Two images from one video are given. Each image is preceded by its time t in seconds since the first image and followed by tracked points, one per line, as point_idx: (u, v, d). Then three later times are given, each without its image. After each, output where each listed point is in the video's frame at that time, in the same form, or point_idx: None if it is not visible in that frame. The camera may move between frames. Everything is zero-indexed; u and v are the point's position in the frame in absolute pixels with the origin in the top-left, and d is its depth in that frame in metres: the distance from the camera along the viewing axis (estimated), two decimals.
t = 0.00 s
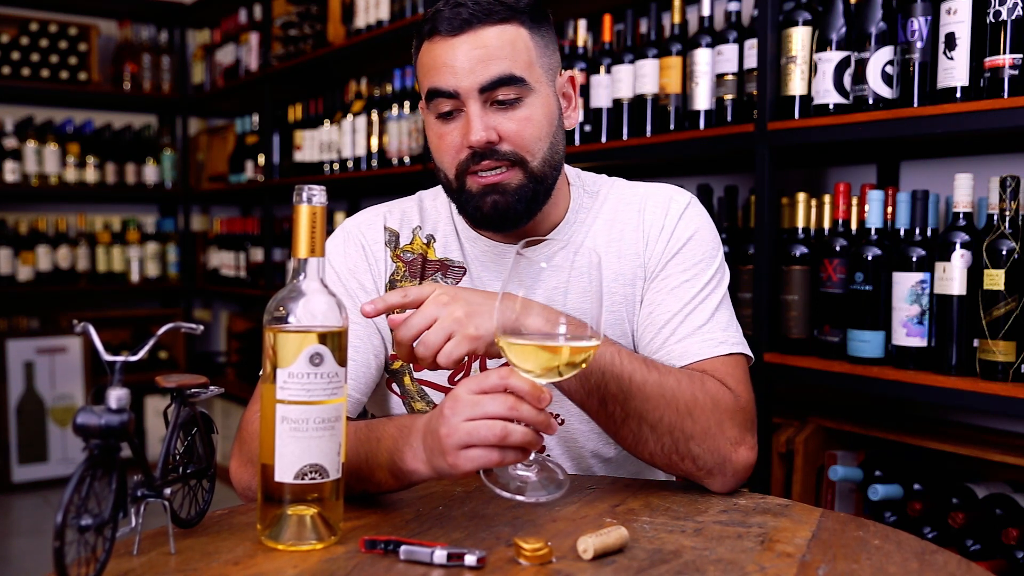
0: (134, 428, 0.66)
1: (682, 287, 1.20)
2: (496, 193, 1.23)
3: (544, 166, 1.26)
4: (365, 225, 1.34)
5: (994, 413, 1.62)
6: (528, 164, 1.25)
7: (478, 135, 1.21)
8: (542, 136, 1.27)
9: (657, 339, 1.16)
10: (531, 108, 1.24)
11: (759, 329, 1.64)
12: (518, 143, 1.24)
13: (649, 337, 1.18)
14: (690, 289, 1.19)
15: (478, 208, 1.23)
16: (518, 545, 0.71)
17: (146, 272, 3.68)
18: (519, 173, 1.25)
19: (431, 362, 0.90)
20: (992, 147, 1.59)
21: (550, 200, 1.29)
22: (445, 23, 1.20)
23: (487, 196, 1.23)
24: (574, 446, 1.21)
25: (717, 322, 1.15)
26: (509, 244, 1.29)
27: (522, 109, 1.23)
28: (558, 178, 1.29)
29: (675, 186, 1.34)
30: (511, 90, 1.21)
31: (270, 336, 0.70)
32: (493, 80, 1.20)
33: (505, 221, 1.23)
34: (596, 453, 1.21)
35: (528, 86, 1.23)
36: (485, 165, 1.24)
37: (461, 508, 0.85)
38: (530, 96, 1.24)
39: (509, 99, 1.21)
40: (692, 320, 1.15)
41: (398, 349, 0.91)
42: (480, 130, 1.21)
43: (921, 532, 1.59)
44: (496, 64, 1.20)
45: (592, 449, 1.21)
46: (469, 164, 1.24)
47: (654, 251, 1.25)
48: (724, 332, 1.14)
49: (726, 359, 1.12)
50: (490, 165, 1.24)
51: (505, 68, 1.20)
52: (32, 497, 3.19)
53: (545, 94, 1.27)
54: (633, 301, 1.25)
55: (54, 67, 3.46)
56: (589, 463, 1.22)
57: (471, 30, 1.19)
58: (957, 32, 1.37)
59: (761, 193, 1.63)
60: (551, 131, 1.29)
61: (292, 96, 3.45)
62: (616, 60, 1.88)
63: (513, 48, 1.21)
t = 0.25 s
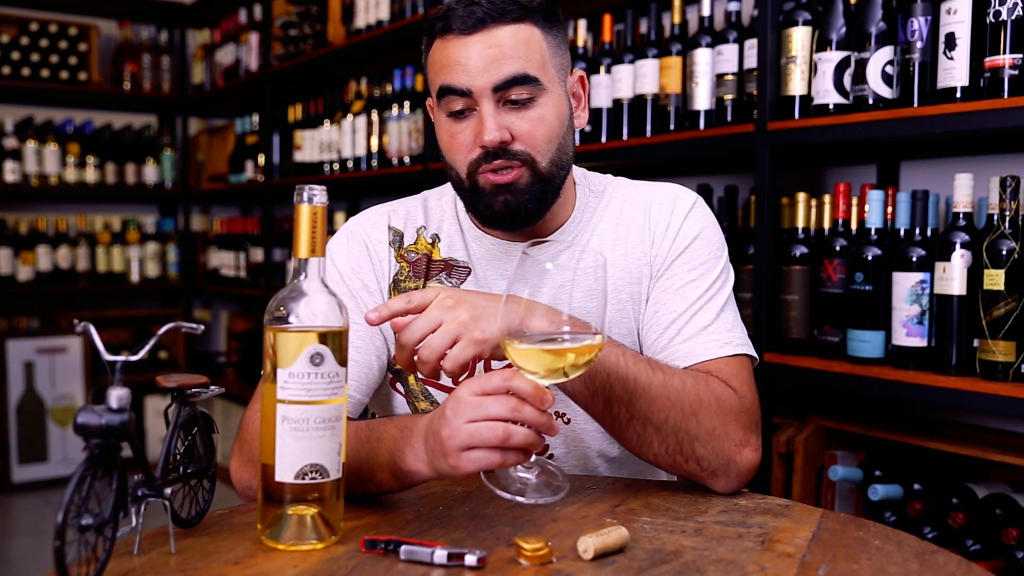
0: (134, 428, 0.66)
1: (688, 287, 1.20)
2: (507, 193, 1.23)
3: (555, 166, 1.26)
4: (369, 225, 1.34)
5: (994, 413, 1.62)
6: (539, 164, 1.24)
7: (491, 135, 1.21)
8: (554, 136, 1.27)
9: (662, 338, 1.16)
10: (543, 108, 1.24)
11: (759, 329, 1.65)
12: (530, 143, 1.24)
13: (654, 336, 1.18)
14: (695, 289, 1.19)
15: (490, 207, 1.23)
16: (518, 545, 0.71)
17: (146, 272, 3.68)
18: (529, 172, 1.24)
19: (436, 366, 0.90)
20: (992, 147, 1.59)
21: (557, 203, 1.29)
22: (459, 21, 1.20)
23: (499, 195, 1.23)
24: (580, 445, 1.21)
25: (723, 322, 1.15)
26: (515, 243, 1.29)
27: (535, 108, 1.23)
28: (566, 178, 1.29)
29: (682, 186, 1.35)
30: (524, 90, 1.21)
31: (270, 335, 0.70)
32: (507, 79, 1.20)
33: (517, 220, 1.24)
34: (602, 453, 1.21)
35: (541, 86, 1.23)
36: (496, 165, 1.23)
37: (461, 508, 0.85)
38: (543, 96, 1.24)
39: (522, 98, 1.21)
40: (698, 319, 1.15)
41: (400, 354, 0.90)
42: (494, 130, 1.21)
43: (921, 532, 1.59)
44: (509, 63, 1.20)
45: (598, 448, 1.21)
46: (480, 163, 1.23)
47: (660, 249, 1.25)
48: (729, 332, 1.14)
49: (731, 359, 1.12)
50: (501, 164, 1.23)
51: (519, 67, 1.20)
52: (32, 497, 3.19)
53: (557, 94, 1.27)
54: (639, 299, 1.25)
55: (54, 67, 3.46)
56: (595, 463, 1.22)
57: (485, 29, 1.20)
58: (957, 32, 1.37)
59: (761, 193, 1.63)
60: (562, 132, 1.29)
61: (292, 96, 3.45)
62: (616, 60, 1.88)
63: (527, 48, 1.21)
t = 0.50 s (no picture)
0: (134, 428, 0.66)
1: (688, 288, 1.20)
2: (510, 193, 1.23)
3: (556, 165, 1.26)
4: (370, 226, 1.34)
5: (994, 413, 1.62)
6: (541, 163, 1.24)
7: (493, 136, 1.21)
8: (555, 135, 1.26)
9: (664, 339, 1.16)
10: (545, 108, 1.24)
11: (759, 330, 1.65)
12: (532, 143, 1.24)
13: (655, 338, 1.18)
14: (696, 290, 1.19)
15: (493, 208, 1.23)
16: (518, 545, 0.71)
17: (146, 272, 3.68)
18: (531, 173, 1.24)
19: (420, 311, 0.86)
20: (992, 147, 1.59)
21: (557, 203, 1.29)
22: (458, 22, 1.20)
23: (501, 195, 1.23)
24: (578, 447, 1.21)
25: (724, 323, 1.15)
26: (515, 243, 1.29)
27: (536, 108, 1.23)
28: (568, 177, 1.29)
29: (682, 187, 1.34)
30: (525, 90, 1.21)
31: (270, 336, 0.70)
32: (508, 79, 1.20)
33: (521, 221, 1.24)
34: (601, 454, 1.21)
35: (541, 86, 1.23)
36: (499, 166, 1.24)
37: (461, 508, 0.85)
38: (543, 96, 1.23)
39: (523, 99, 1.21)
40: (699, 320, 1.15)
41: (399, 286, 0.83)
42: (496, 131, 1.21)
43: (921, 532, 1.59)
44: (510, 63, 1.19)
45: (597, 450, 1.21)
46: (482, 164, 1.23)
47: (660, 251, 1.25)
48: (731, 332, 1.14)
49: (732, 360, 1.12)
50: (504, 165, 1.24)
51: (520, 68, 1.20)
52: (33, 497, 3.19)
53: (558, 93, 1.27)
54: (639, 301, 1.25)
55: (54, 67, 3.46)
56: (594, 465, 1.22)
57: (484, 30, 1.19)
58: (957, 32, 1.37)
59: (761, 193, 1.63)
60: (563, 131, 1.29)
61: (292, 96, 3.45)
62: (616, 60, 1.88)
63: (527, 48, 1.21)
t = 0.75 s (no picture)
0: (134, 428, 0.66)
1: (688, 288, 1.20)
2: (511, 187, 1.22)
3: (556, 160, 1.25)
4: (369, 226, 1.34)
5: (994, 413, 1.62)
6: (541, 158, 1.24)
7: (494, 129, 1.21)
8: (555, 130, 1.27)
9: (663, 339, 1.16)
10: (543, 103, 1.24)
11: (759, 329, 1.65)
12: (532, 137, 1.23)
13: (654, 337, 1.18)
14: (695, 290, 1.19)
15: (495, 202, 1.22)
16: (518, 545, 0.71)
17: (146, 272, 3.68)
18: (531, 167, 1.24)
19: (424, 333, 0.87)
20: (992, 147, 1.59)
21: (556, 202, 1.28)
22: (456, 18, 1.20)
23: (503, 190, 1.22)
24: (577, 446, 1.21)
25: (723, 322, 1.15)
26: (515, 243, 1.29)
27: (535, 103, 1.24)
28: (568, 174, 1.29)
29: (680, 187, 1.35)
30: (523, 84, 1.22)
31: (270, 335, 0.70)
32: (506, 72, 1.20)
33: (523, 216, 1.23)
34: (600, 454, 1.21)
35: (540, 80, 1.23)
36: (499, 160, 1.23)
37: (461, 508, 0.85)
38: (542, 90, 1.24)
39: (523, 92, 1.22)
40: (698, 320, 1.15)
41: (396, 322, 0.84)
42: (496, 125, 1.21)
43: (921, 532, 1.59)
44: (508, 57, 1.20)
45: (595, 449, 1.21)
46: (482, 159, 1.24)
47: (659, 250, 1.25)
48: (730, 332, 1.14)
49: (732, 360, 1.12)
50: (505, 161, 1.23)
51: (518, 61, 1.21)
52: (32, 497, 3.19)
53: (556, 89, 1.27)
54: (637, 301, 1.25)
55: (54, 67, 3.46)
56: (593, 464, 1.22)
57: (482, 25, 1.20)
58: (957, 32, 1.37)
59: (761, 193, 1.63)
60: (562, 126, 1.29)
61: (292, 96, 3.45)
62: (616, 60, 1.88)
63: (525, 43, 1.22)
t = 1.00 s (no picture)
0: (134, 428, 0.66)
1: (687, 288, 1.20)
2: (504, 193, 1.22)
3: (547, 164, 1.26)
4: (368, 226, 1.34)
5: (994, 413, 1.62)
6: (532, 163, 1.25)
7: (484, 134, 1.22)
8: (546, 135, 1.27)
9: (663, 339, 1.16)
10: (535, 107, 1.25)
11: (759, 329, 1.64)
12: (522, 141, 1.24)
13: (654, 338, 1.18)
14: (695, 290, 1.19)
15: (487, 208, 1.22)
16: (518, 545, 0.71)
17: (146, 272, 3.68)
18: (522, 171, 1.24)
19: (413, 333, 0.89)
20: (992, 147, 1.59)
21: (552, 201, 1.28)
22: (448, 22, 1.20)
23: (495, 195, 1.22)
24: (577, 446, 1.22)
25: (723, 323, 1.15)
26: (515, 244, 1.29)
27: (526, 107, 1.24)
28: (561, 178, 1.29)
29: (679, 187, 1.35)
30: (515, 88, 1.22)
31: (271, 336, 0.70)
32: (497, 77, 1.20)
33: (515, 220, 1.23)
34: (599, 454, 1.21)
35: (532, 84, 1.23)
36: (490, 165, 1.24)
37: (461, 508, 0.85)
38: (534, 94, 1.24)
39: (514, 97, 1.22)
40: (698, 320, 1.15)
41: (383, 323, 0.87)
42: (486, 130, 1.22)
43: (921, 532, 1.59)
44: (499, 62, 1.20)
45: (595, 449, 1.21)
46: (473, 164, 1.24)
47: (658, 251, 1.25)
48: (730, 332, 1.14)
49: (732, 360, 1.11)
50: (495, 164, 1.24)
51: (509, 66, 1.21)
52: (32, 497, 3.19)
53: (549, 92, 1.27)
54: (636, 301, 1.25)
55: (54, 67, 3.46)
56: (593, 465, 1.22)
57: (474, 29, 1.20)
58: (957, 32, 1.37)
59: (761, 193, 1.63)
60: (554, 130, 1.29)
61: (292, 96, 3.45)
62: (616, 60, 1.88)
63: (516, 47, 1.22)
